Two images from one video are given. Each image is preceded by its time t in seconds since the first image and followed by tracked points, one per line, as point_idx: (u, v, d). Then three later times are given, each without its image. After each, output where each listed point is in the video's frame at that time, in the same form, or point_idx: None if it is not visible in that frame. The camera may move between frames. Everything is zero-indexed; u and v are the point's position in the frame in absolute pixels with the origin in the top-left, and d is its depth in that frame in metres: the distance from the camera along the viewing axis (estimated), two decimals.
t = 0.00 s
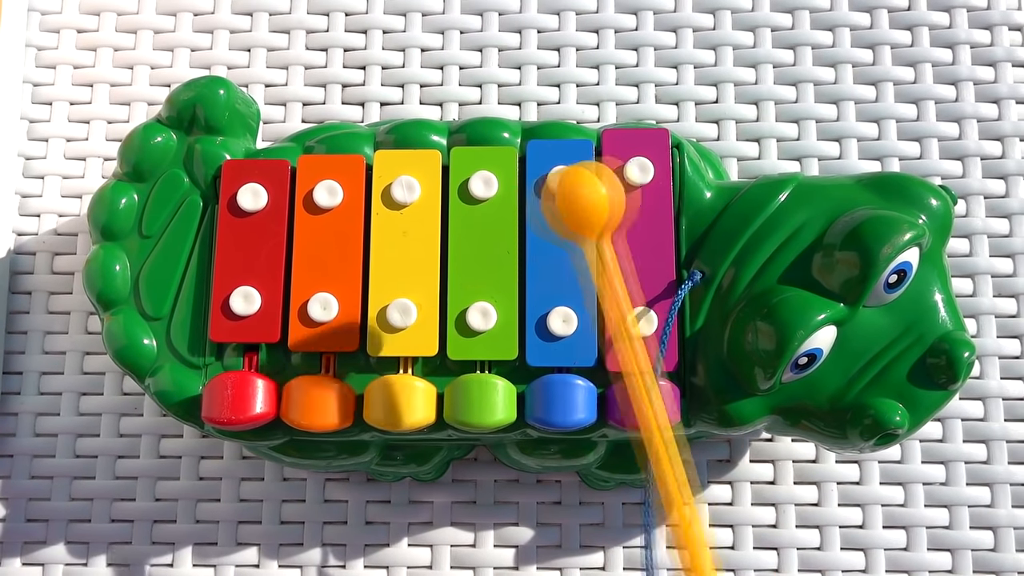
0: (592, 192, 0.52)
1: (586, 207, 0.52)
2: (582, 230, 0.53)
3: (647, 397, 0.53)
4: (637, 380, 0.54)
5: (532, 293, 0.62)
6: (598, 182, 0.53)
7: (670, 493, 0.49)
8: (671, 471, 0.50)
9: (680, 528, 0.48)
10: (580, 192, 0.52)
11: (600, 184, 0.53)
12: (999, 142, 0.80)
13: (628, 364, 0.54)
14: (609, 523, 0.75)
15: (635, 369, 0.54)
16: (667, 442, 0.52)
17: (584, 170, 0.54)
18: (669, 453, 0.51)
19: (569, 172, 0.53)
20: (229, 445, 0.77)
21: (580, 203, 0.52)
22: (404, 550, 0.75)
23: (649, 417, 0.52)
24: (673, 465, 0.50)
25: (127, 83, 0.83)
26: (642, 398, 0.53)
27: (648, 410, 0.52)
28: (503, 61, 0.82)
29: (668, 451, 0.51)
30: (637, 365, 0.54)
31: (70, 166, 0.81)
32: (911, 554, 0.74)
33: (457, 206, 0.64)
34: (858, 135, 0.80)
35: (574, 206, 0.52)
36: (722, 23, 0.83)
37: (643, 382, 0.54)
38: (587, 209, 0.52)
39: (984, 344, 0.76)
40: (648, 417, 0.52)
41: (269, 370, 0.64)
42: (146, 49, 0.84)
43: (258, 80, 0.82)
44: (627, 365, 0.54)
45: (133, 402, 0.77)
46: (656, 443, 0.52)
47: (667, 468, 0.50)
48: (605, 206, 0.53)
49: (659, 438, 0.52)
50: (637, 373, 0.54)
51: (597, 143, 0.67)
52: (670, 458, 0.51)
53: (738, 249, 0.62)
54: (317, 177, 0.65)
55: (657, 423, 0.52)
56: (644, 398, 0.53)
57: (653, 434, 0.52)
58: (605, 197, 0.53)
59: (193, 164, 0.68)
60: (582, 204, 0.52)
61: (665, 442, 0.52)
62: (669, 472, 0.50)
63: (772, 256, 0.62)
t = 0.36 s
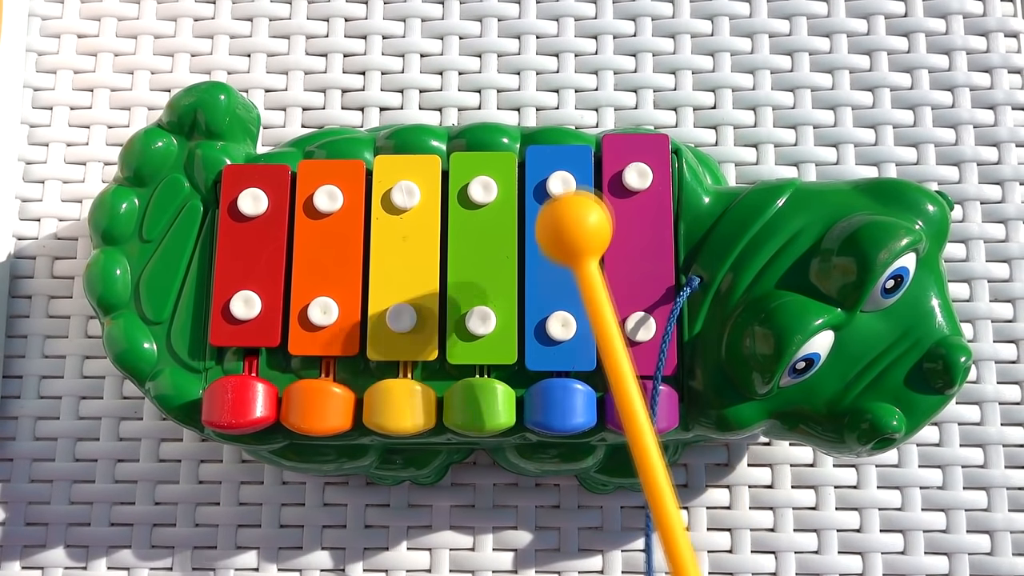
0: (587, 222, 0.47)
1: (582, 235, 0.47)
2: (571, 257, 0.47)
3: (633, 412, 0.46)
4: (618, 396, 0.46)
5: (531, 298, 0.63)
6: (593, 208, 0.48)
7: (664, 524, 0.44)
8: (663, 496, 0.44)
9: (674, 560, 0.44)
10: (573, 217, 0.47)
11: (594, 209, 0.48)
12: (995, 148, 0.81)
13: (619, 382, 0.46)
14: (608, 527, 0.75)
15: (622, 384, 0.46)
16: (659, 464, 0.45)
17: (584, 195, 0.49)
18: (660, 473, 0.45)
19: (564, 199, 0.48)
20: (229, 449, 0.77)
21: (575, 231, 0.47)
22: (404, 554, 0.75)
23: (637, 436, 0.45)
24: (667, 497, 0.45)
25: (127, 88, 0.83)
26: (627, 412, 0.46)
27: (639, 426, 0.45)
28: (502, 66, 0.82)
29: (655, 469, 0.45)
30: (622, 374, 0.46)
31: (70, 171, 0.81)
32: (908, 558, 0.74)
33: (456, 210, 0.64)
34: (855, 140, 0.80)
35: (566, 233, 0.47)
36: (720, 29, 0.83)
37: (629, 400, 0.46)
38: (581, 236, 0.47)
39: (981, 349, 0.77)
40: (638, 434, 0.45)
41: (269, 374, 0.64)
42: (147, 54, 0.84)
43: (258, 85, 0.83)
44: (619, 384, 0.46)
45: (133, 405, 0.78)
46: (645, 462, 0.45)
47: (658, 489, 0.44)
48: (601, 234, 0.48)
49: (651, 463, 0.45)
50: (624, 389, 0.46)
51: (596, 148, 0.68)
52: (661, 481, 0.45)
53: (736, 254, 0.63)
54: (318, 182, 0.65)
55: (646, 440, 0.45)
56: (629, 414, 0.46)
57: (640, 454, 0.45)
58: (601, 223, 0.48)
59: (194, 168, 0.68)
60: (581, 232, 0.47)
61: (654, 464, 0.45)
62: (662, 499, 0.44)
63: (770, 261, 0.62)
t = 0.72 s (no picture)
0: (492, 242, 0.55)
1: (488, 256, 0.54)
2: (479, 275, 0.55)
3: (542, 409, 0.52)
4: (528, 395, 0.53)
5: (529, 301, 0.62)
6: (499, 229, 0.55)
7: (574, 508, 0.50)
8: (571, 483, 0.51)
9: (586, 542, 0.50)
10: (480, 240, 0.54)
11: (500, 232, 0.55)
12: (993, 150, 0.81)
13: (527, 383, 0.53)
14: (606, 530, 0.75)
15: (530, 383, 0.53)
16: (568, 458, 0.51)
17: (491, 218, 0.56)
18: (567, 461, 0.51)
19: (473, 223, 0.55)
20: (226, 452, 0.77)
21: (481, 253, 0.54)
22: (401, 557, 0.75)
23: (546, 431, 0.52)
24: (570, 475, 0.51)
25: (124, 91, 0.83)
26: (539, 412, 0.52)
27: (549, 422, 0.52)
28: (500, 69, 0.82)
29: (563, 457, 0.51)
30: (530, 376, 0.53)
31: (67, 174, 0.81)
32: (907, 560, 0.74)
33: (454, 213, 0.64)
34: (853, 142, 0.80)
35: (474, 254, 0.54)
36: (718, 31, 0.83)
37: (539, 401, 0.52)
38: (488, 257, 0.54)
39: (979, 351, 0.76)
40: (548, 431, 0.52)
41: (266, 377, 0.64)
42: (144, 56, 0.84)
43: (255, 87, 0.82)
44: (527, 381, 0.53)
45: (130, 409, 0.77)
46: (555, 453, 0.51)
47: (566, 476, 0.51)
48: (507, 253, 0.55)
49: (559, 454, 0.51)
50: (532, 387, 0.52)
51: (594, 151, 0.68)
52: (569, 471, 0.51)
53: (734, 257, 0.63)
54: (315, 184, 0.65)
55: (555, 437, 0.52)
56: (539, 413, 0.52)
57: (550, 446, 0.52)
58: (506, 243, 0.56)
59: (191, 171, 0.68)
60: (486, 252, 0.54)
61: (563, 455, 0.51)
62: (572, 489, 0.51)
63: (767, 263, 0.62)
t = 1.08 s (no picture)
0: (395, 210, 0.51)
1: (391, 226, 0.51)
2: (383, 253, 0.53)
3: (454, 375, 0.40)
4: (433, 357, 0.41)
5: (530, 299, 0.62)
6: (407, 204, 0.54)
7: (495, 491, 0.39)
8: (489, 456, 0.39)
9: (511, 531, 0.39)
10: (384, 209, 0.50)
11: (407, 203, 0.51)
12: (996, 147, 0.80)
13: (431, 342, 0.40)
14: (608, 528, 0.75)
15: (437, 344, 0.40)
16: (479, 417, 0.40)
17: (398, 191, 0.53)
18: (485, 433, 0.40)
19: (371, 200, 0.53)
20: (226, 451, 0.77)
21: (384, 223, 0.50)
22: (402, 556, 0.75)
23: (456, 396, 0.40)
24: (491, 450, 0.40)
25: (124, 89, 0.83)
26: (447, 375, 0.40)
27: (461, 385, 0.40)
28: (500, 66, 0.82)
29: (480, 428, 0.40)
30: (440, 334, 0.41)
31: (67, 172, 0.81)
32: (909, 559, 0.74)
33: (454, 211, 0.64)
34: (855, 140, 0.80)
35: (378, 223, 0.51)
36: (719, 28, 0.83)
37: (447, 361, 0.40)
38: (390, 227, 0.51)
39: (981, 349, 0.76)
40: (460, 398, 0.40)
41: (266, 375, 0.64)
42: (144, 55, 0.84)
43: (256, 85, 0.82)
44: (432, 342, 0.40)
45: (131, 408, 0.77)
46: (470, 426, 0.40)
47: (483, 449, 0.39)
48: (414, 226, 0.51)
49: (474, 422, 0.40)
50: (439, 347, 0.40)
51: (594, 148, 0.67)
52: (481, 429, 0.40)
53: (734, 254, 0.63)
54: (316, 182, 0.65)
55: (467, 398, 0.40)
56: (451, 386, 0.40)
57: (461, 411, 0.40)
58: (413, 216, 0.54)
59: (191, 170, 0.68)
60: (388, 219, 0.51)
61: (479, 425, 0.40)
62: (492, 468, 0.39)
63: (769, 261, 0.62)
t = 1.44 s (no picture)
0: (369, 248, 0.56)
1: (363, 260, 0.56)
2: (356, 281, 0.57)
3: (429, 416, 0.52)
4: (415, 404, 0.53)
5: (530, 303, 0.62)
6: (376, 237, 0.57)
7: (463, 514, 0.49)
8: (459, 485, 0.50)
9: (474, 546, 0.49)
10: (355, 247, 0.56)
11: (378, 238, 0.57)
12: (995, 150, 0.80)
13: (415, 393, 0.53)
14: (608, 532, 0.75)
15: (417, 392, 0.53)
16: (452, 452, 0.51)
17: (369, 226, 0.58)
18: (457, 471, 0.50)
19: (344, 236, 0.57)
20: (226, 455, 0.77)
21: (357, 258, 0.56)
22: (402, 559, 0.74)
23: (433, 439, 0.52)
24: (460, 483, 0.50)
25: (124, 93, 0.83)
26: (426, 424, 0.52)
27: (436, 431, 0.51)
28: (500, 70, 0.82)
29: (453, 465, 0.51)
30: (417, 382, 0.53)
31: (67, 176, 0.81)
32: (909, 562, 0.74)
33: (454, 215, 0.64)
34: (854, 143, 0.80)
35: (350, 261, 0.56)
36: (718, 32, 0.83)
37: (423, 405, 0.52)
38: (363, 262, 0.56)
39: (981, 352, 0.76)
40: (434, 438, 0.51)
41: (266, 379, 0.64)
42: (144, 58, 0.84)
43: (256, 89, 0.82)
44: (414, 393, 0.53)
45: (131, 411, 0.77)
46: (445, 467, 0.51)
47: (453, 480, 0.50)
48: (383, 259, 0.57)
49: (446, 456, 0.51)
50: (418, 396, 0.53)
51: (594, 152, 0.67)
52: (453, 466, 0.51)
53: (734, 259, 0.63)
54: (316, 187, 0.65)
55: (440, 438, 0.51)
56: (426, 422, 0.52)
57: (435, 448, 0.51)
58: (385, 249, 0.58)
59: (191, 174, 0.68)
60: (363, 258, 0.56)
61: (450, 459, 0.51)
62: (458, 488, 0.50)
63: (769, 265, 0.62)
